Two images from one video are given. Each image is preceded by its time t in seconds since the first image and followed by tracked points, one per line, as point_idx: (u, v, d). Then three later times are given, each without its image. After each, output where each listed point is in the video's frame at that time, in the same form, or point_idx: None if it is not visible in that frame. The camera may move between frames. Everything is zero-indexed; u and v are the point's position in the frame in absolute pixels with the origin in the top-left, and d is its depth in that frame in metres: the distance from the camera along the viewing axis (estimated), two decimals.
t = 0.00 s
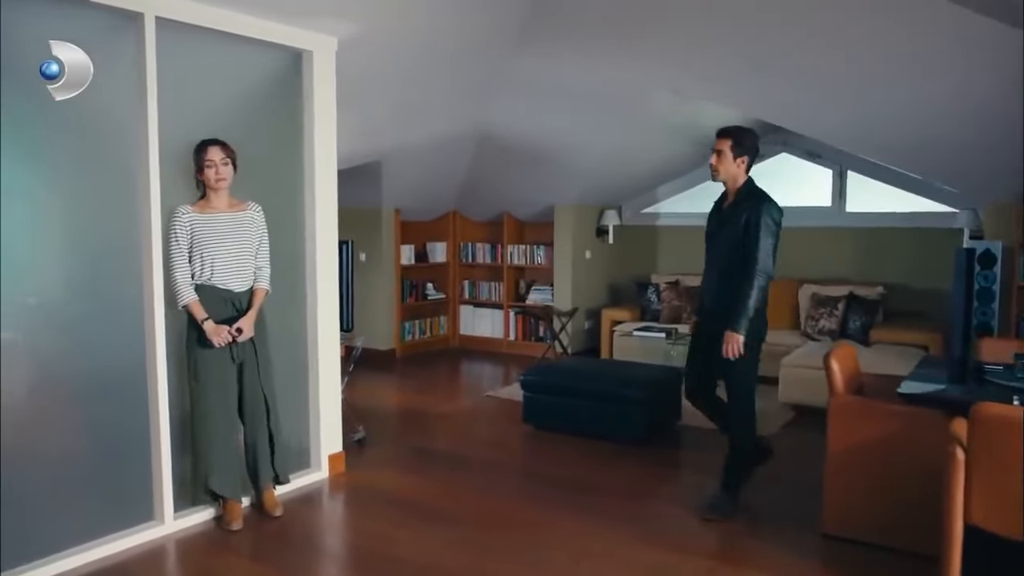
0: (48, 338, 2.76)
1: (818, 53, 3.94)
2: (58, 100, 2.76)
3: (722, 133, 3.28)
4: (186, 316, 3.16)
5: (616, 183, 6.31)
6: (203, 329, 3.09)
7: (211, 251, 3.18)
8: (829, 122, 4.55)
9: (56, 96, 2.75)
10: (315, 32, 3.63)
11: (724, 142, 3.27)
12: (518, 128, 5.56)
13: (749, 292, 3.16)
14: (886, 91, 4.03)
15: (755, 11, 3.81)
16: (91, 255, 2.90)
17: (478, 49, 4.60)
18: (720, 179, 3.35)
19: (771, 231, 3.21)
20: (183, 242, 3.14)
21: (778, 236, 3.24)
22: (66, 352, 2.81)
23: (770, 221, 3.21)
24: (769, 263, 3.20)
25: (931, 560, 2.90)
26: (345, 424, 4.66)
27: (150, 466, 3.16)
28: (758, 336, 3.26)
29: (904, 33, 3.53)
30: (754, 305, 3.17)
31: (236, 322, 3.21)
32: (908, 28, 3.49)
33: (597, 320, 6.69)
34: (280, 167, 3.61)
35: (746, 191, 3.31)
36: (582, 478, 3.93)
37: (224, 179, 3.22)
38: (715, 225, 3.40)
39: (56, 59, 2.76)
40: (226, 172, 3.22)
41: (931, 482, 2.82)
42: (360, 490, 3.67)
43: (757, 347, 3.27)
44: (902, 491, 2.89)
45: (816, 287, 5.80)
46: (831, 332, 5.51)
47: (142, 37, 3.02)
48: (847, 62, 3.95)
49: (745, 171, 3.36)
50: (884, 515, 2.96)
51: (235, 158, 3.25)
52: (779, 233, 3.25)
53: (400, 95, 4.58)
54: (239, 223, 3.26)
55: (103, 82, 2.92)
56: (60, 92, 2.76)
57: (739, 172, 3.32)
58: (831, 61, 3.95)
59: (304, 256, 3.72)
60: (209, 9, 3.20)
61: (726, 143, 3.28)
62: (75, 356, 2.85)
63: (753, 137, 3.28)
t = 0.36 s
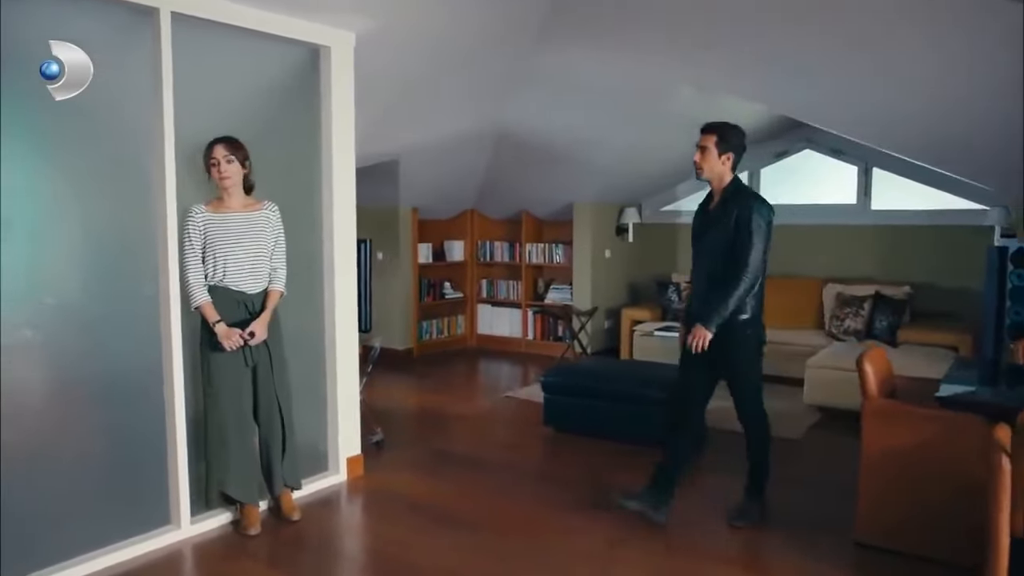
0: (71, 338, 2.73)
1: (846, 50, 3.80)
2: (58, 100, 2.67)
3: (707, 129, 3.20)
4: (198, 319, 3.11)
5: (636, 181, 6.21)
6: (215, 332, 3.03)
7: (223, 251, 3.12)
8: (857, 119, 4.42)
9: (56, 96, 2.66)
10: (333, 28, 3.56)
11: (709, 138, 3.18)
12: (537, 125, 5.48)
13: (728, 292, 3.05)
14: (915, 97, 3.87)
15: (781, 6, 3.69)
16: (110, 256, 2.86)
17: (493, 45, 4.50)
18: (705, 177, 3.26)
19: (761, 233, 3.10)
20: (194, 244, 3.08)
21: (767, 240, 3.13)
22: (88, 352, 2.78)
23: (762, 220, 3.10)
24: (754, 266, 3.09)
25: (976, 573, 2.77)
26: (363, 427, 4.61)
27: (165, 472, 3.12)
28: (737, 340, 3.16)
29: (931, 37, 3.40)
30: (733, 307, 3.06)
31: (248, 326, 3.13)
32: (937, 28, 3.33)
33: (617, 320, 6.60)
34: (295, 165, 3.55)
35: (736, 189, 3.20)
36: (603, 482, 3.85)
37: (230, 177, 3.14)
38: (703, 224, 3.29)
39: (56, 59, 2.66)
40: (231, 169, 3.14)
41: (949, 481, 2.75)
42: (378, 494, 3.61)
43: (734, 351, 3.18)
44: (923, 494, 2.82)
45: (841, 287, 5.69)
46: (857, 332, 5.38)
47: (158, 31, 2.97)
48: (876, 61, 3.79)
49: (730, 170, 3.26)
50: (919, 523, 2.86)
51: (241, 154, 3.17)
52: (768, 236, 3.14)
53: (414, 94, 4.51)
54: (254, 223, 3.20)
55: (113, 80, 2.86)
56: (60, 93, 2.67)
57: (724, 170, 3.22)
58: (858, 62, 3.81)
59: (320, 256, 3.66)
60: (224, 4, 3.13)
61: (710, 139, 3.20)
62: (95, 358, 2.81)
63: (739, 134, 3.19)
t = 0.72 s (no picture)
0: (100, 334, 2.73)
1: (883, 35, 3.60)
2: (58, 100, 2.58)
3: (684, 119, 2.94)
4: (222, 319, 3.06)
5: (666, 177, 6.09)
6: (238, 332, 2.97)
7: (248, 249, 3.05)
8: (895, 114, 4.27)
9: (58, 96, 2.57)
10: (361, 20, 3.48)
11: (687, 127, 2.93)
12: (563, 120, 5.38)
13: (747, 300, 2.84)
14: (950, 95, 3.72)
15: None
16: (136, 249, 2.84)
17: (513, 40, 4.39)
18: (685, 171, 2.99)
19: (756, 228, 2.89)
20: (218, 242, 3.03)
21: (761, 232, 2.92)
22: (117, 349, 2.78)
23: (755, 215, 2.88)
24: (759, 264, 2.88)
25: None
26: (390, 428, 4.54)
27: (192, 469, 3.08)
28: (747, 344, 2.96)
29: (979, 26, 3.23)
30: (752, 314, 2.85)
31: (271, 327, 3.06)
32: (982, 11, 3.15)
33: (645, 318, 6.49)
34: (320, 161, 3.49)
35: (721, 181, 2.97)
36: (633, 485, 3.75)
37: (252, 173, 3.07)
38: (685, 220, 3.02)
39: (55, 59, 2.57)
40: (253, 165, 3.07)
41: (970, 482, 2.70)
42: (405, 496, 3.54)
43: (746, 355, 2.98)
44: (952, 497, 2.74)
45: (878, 287, 5.50)
46: (894, 332, 5.23)
47: (182, 22, 2.92)
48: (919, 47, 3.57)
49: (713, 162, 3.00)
50: (967, 535, 2.74)
51: (262, 149, 3.09)
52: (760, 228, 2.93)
53: (436, 91, 4.43)
54: (280, 220, 3.12)
55: (132, 74, 2.81)
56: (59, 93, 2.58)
57: (706, 161, 2.96)
58: (896, 51, 3.64)
59: (345, 254, 3.59)
60: None
61: (690, 129, 2.94)
62: (118, 356, 2.79)
63: (719, 122, 2.94)
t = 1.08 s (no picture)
0: (127, 332, 2.69)
1: (897, 27, 3.54)
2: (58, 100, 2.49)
3: (678, 115, 2.84)
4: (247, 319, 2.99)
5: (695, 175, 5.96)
6: (265, 333, 2.90)
7: (272, 247, 2.97)
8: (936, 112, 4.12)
9: (56, 95, 2.48)
10: (390, 12, 3.39)
11: (681, 125, 2.82)
12: (591, 116, 5.27)
13: (732, 307, 2.73)
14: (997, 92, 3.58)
15: None
16: (163, 244, 2.79)
17: (535, 35, 4.28)
18: (678, 171, 2.89)
19: (748, 230, 2.78)
20: (242, 241, 2.96)
21: (754, 235, 2.81)
22: (143, 347, 2.73)
23: (747, 217, 2.77)
24: (748, 269, 2.78)
25: None
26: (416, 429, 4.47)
27: (217, 468, 3.03)
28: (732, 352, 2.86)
29: None
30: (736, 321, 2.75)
31: (300, 328, 2.99)
32: None
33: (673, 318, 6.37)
34: (348, 158, 3.41)
35: (714, 180, 2.86)
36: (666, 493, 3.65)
37: (278, 169, 3.00)
38: (676, 220, 2.92)
39: (56, 60, 2.47)
40: (279, 161, 2.99)
41: None
42: (433, 502, 3.46)
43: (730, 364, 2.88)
44: (1006, 512, 2.62)
45: (914, 287, 5.35)
46: (932, 335, 5.08)
47: (209, 14, 2.86)
48: (919, 39, 3.59)
49: (708, 162, 2.89)
50: None
51: (288, 145, 3.02)
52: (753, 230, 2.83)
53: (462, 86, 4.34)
54: (307, 218, 3.04)
55: (154, 66, 2.75)
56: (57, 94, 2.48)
57: (699, 161, 2.85)
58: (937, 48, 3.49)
59: (373, 253, 3.51)
60: None
61: (683, 126, 2.84)
62: (134, 354, 2.72)
63: (715, 119, 2.82)
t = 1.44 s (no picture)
0: (146, 332, 2.65)
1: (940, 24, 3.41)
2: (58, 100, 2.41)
3: (660, 113, 2.78)
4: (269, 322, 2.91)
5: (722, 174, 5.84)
6: (291, 337, 2.83)
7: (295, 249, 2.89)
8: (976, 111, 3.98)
9: (56, 96, 2.40)
10: (417, 7, 3.30)
11: (660, 125, 2.76)
12: (618, 114, 5.16)
13: (695, 320, 2.65)
14: None
15: None
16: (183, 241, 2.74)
17: (553, 32, 4.19)
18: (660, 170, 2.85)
19: (715, 237, 2.66)
20: (266, 241, 2.89)
21: (724, 243, 2.69)
22: (161, 348, 2.69)
23: (711, 224, 2.66)
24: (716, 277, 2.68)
25: None
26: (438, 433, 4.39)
27: (236, 472, 2.97)
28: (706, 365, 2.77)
29: None
30: (703, 334, 2.67)
31: (326, 331, 2.93)
32: None
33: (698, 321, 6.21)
34: (373, 153, 3.32)
35: (688, 185, 2.76)
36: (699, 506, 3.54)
37: (304, 169, 2.93)
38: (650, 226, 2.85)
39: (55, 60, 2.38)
40: (306, 160, 2.92)
41: None
42: (457, 510, 3.37)
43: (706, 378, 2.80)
44: None
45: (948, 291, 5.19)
46: (967, 340, 4.91)
47: (232, 9, 2.78)
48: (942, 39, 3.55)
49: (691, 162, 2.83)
50: None
51: (315, 143, 2.95)
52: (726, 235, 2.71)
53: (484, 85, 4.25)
54: (330, 218, 2.97)
55: (173, 61, 2.67)
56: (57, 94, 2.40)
57: (682, 161, 2.79)
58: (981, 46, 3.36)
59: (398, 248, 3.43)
60: None
61: (665, 126, 2.78)
62: (142, 356, 2.65)
63: (697, 118, 2.75)
